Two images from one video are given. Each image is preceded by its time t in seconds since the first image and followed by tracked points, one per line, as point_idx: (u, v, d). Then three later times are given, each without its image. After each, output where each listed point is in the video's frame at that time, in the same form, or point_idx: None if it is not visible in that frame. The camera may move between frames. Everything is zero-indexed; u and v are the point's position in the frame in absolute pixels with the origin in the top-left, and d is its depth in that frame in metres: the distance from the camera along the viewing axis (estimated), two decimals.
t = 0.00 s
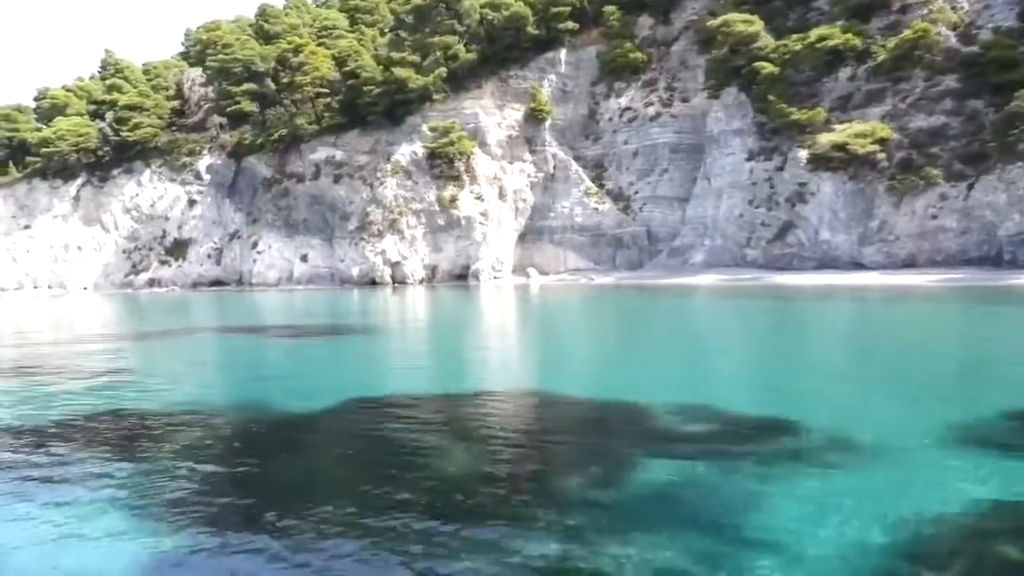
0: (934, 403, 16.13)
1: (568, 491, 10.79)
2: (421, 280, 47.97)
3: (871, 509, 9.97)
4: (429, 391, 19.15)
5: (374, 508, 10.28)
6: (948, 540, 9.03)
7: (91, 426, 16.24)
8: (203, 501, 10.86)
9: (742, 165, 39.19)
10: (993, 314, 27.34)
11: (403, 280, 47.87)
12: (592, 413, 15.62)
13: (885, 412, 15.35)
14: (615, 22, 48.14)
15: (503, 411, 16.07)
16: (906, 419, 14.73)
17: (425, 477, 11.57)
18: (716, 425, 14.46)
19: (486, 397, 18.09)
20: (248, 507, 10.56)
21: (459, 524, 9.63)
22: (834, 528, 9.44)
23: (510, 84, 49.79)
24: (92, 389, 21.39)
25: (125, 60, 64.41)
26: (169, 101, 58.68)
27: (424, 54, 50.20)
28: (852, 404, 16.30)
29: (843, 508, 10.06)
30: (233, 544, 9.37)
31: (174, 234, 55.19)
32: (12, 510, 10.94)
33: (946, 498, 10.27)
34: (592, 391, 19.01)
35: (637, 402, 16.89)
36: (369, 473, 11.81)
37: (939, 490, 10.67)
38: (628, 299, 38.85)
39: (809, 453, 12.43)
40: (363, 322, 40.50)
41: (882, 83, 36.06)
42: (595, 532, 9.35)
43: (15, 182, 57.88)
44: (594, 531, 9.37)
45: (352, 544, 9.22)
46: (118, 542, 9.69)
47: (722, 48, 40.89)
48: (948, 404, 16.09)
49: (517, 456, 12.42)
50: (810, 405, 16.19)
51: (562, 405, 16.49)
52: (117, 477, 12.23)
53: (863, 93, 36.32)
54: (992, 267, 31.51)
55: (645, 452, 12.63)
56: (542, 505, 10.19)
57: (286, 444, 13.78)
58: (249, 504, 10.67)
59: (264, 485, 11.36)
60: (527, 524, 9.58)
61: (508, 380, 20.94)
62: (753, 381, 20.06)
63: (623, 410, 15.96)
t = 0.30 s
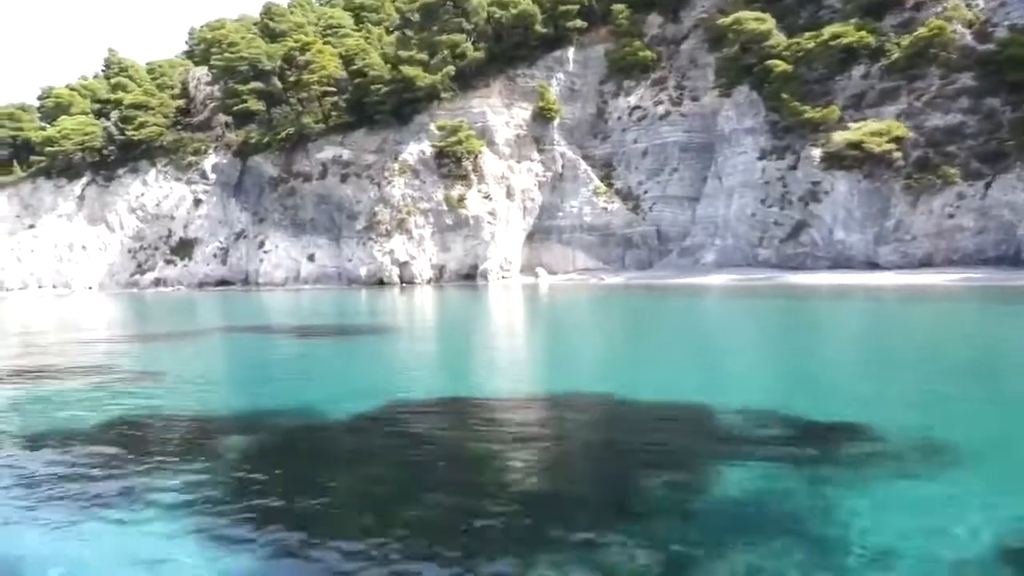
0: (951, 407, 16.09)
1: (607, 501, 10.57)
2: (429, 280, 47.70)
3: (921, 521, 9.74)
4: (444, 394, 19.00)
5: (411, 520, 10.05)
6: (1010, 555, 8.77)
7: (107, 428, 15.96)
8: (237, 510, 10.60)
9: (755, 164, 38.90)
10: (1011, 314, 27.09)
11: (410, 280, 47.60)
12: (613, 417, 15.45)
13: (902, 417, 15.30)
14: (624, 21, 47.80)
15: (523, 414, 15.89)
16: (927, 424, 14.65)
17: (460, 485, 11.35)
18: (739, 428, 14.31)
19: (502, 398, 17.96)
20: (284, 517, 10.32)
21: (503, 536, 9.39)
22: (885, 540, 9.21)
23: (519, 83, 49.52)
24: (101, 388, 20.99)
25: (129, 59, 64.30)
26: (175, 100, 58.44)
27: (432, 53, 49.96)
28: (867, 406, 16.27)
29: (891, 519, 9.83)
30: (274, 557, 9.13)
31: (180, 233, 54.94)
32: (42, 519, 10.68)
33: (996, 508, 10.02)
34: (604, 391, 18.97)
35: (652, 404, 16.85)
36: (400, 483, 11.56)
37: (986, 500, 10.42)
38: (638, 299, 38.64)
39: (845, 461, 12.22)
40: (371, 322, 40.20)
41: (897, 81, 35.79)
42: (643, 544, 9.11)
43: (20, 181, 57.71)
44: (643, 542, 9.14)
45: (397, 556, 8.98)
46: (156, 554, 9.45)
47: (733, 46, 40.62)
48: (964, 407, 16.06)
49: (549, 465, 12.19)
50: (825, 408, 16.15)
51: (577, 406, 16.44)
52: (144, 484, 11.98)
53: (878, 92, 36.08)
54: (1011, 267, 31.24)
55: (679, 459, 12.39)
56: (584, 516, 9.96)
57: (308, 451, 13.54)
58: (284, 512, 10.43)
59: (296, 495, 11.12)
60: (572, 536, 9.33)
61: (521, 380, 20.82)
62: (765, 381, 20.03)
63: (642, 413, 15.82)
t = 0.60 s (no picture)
0: (963, 406, 16.01)
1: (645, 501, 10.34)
2: (436, 279, 47.48)
3: (970, 520, 9.54)
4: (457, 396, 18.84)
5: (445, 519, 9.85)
6: None
7: (123, 432, 15.76)
8: (268, 512, 10.38)
9: (765, 162, 38.65)
10: None
11: (418, 279, 47.39)
12: (631, 418, 15.30)
13: (911, 416, 15.23)
14: (632, 19, 47.46)
15: (538, 415, 15.75)
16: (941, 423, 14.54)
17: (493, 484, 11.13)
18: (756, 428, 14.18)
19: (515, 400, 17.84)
20: (321, 518, 10.10)
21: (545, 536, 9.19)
22: (935, 540, 9.01)
23: (526, 81, 49.30)
24: (113, 390, 20.78)
25: (133, 58, 64.19)
26: (179, 99, 58.23)
27: (439, 51, 49.72)
28: (877, 406, 16.23)
29: (939, 518, 9.64)
30: (317, 561, 8.92)
31: (185, 233, 54.72)
32: (70, 522, 10.44)
33: None
34: (613, 392, 18.88)
35: (660, 404, 16.77)
36: (429, 482, 11.36)
37: None
38: (646, 298, 38.50)
39: (878, 459, 12.03)
40: (378, 322, 39.95)
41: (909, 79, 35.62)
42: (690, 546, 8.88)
43: (25, 180, 57.58)
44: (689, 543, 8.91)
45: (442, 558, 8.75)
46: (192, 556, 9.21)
47: (743, 44, 40.36)
48: (976, 405, 15.99)
49: (577, 464, 12.00)
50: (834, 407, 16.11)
51: (588, 407, 16.34)
52: (171, 485, 11.77)
53: (890, 90, 35.87)
54: None
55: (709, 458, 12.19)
56: (624, 517, 9.75)
57: (331, 452, 13.34)
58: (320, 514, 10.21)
59: (324, 496, 10.90)
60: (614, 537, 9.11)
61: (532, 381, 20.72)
62: (774, 381, 19.98)
63: (657, 414, 15.68)
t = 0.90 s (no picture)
0: (976, 407, 15.93)
1: (685, 509, 10.17)
2: (444, 279, 47.28)
3: (1021, 526, 9.36)
4: (471, 397, 18.66)
5: (486, 528, 9.66)
6: None
7: (142, 435, 15.52)
8: (308, 522, 10.17)
9: (777, 161, 38.42)
10: None
11: (426, 279, 47.22)
12: (650, 419, 15.16)
13: (925, 417, 15.14)
14: (641, 17, 47.15)
15: (560, 418, 15.54)
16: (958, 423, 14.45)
17: (529, 491, 10.94)
18: (776, 430, 14.05)
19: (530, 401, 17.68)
20: (363, 527, 9.89)
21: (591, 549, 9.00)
22: (985, 546, 8.86)
23: (534, 80, 49.10)
24: (126, 391, 20.55)
25: (137, 57, 64.06)
26: (184, 98, 58.01)
27: (446, 50, 49.48)
28: (889, 406, 16.15)
29: (986, 523, 9.47)
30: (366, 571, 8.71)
31: (191, 232, 54.50)
32: (102, 532, 10.22)
33: None
34: (623, 392, 18.78)
35: (672, 404, 16.69)
36: (464, 489, 11.18)
37: None
38: (655, 297, 38.32)
39: (914, 463, 11.86)
40: (386, 322, 39.72)
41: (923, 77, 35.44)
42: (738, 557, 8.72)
43: (29, 180, 57.33)
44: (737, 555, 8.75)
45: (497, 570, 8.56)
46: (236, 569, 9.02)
47: (754, 42, 40.11)
48: (987, 406, 15.93)
49: (610, 469, 11.81)
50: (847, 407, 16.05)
51: (601, 408, 16.24)
52: (199, 490, 11.55)
53: (904, 88, 35.68)
54: None
55: (742, 463, 12.01)
56: (666, 527, 9.57)
57: (356, 457, 13.11)
58: (362, 523, 10.01)
59: (359, 504, 10.69)
60: (662, 550, 8.93)
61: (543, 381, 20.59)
62: (783, 381, 19.91)
63: (669, 415, 15.57)
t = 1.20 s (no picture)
0: (990, 406, 15.83)
1: (722, 497, 9.99)
2: (452, 279, 47.04)
3: None
4: (486, 398, 18.52)
5: (522, 516, 9.47)
6: None
7: (158, 434, 15.31)
8: (344, 513, 9.94)
9: (789, 160, 38.20)
10: None
11: (434, 278, 46.98)
12: (670, 418, 15.02)
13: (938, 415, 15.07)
14: (649, 16, 47.00)
15: (579, 418, 15.38)
16: (976, 421, 14.36)
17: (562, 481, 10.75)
18: (797, 427, 13.93)
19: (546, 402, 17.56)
20: (402, 520, 9.67)
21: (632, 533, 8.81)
22: None
23: (542, 79, 48.92)
24: (138, 391, 20.33)
25: (141, 56, 63.93)
26: (189, 97, 57.81)
27: (454, 49, 49.29)
28: (901, 406, 16.07)
29: None
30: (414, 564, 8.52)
31: (196, 232, 54.26)
32: (131, 521, 9.97)
33: None
34: (631, 393, 18.66)
35: (685, 404, 16.61)
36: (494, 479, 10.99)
37: None
38: (664, 297, 38.16)
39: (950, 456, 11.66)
40: (393, 322, 39.49)
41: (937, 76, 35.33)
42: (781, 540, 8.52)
43: (34, 179, 57.08)
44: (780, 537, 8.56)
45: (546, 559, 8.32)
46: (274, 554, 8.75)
47: (765, 40, 39.92)
48: (1000, 405, 15.88)
49: (640, 462, 11.63)
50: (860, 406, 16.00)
51: (616, 409, 16.14)
52: (228, 486, 11.34)
53: (918, 87, 35.53)
54: None
55: (774, 456, 11.82)
56: (704, 514, 9.39)
57: (378, 454, 12.89)
58: (400, 516, 9.78)
59: (391, 496, 10.48)
60: (704, 533, 8.74)
61: (557, 381, 20.47)
62: (794, 381, 19.82)
63: (681, 414, 15.45)
